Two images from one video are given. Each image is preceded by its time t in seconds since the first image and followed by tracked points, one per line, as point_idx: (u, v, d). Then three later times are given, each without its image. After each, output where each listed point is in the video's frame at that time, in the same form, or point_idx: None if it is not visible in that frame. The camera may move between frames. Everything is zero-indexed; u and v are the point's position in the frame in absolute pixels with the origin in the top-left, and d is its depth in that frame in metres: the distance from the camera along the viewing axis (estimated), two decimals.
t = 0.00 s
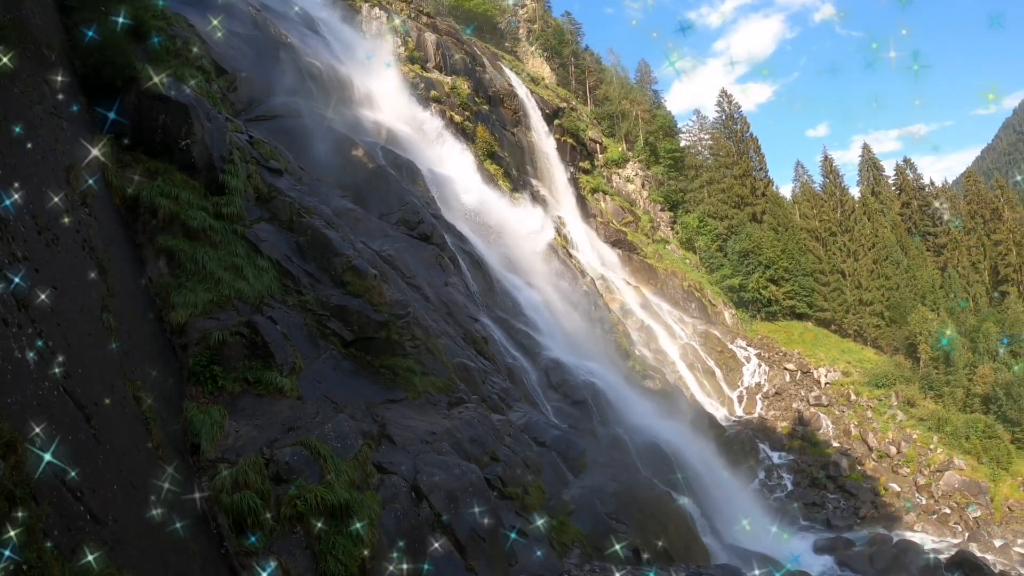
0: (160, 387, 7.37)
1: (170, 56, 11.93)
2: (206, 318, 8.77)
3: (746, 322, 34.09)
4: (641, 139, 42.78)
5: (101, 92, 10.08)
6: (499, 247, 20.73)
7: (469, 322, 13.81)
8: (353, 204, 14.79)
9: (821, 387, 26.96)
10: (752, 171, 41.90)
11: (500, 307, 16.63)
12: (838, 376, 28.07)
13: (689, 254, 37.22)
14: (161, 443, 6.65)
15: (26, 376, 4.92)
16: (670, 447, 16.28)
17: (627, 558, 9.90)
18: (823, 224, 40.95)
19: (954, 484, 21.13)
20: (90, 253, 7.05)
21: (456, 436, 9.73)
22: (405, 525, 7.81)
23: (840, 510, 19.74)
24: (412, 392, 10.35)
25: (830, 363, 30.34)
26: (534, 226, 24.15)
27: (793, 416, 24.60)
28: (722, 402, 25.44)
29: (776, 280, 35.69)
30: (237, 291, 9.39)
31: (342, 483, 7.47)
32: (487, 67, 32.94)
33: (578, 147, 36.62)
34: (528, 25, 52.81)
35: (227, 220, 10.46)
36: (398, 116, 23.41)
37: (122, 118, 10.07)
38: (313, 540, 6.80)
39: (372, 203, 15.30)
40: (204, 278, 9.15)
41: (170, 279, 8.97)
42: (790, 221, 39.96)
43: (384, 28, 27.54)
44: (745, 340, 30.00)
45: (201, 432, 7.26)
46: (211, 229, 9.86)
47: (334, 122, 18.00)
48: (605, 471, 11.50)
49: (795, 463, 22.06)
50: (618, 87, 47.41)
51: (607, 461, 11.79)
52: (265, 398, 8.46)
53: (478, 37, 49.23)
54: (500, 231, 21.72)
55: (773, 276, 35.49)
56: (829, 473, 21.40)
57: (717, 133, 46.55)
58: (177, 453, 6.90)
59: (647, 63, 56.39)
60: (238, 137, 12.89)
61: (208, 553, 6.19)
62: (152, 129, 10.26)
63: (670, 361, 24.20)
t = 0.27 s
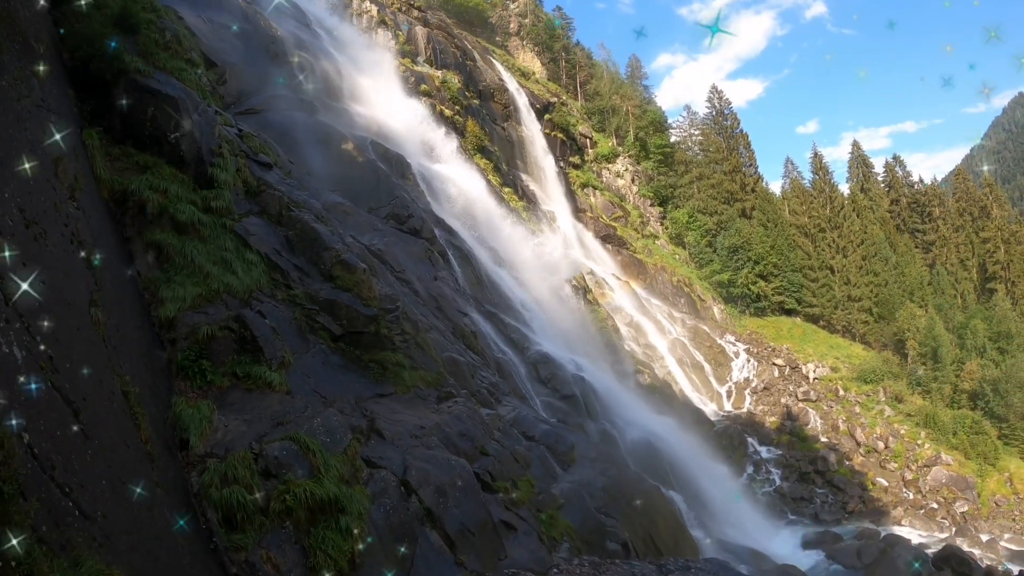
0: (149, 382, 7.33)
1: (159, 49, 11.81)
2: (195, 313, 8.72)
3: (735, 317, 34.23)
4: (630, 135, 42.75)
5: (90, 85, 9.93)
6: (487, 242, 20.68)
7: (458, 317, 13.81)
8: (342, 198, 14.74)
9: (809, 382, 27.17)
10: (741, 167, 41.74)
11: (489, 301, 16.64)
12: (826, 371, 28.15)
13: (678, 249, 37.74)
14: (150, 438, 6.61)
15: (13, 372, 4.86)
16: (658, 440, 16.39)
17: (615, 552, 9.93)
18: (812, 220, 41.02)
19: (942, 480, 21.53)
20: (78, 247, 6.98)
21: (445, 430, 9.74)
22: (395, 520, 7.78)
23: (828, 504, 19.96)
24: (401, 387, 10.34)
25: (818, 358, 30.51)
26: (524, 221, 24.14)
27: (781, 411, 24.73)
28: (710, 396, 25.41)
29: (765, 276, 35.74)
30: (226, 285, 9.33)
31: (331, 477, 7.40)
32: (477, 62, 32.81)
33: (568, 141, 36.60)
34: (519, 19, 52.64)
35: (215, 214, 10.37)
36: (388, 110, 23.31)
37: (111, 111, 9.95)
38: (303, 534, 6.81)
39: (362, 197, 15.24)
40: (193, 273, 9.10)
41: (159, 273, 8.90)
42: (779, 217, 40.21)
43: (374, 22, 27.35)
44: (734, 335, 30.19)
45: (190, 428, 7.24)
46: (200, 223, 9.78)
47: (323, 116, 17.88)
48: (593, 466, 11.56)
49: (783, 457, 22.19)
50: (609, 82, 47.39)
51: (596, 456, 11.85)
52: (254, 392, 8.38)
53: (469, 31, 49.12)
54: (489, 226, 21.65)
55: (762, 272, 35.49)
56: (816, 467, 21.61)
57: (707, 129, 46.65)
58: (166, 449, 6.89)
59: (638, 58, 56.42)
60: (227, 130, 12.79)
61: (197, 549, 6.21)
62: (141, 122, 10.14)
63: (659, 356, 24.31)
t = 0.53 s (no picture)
0: (137, 376, 7.27)
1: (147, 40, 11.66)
2: (183, 306, 8.67)
3: (724, 311, 34.36)
4: (620, 129, 42.72)
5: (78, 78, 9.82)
6: (477, 236, 20.68)
7: (447, 311, 13.80)
8: (331, 191, 14.67)
9: (797, 376, 27.38)
10: (730, 162, 41.93)
11: (478, 295, 16.67)
12: (814, 365, 28.21)
13: (667, 244, 37.83)
14: (138, 433, 6.56)
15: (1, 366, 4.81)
16: (646, 434, 16.51)
17: (604, 546, 9.94)
18: (801, 216, 41.27)
19: (930, 474, 21.68)
20: (65, 240, 6.90)
21: (434, 424, 9.73)
22: (384, 514, 7.76)
23: (815, 498, 20.18)
24: (390, 380, 10.34)
25: (806, 354, 30.62)
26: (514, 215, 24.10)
27: (770, 406, 24.85)
28: (698, 391, 25.52)
29: (753, 271, 36.20)
30: (214, 279, 9.27)
31: (320, 471, 7.42)
32: (467, 55, 32.66)
33: (557, 135, 36.56)
34: (509, 13, 52.42)
35: (204, 207, 10.30)
36: (378, 103, 23.24)
37: (98, 102, 9.82)
38: (291, 528, 6.78)
39: (351, 190, 15.18)
40: (181, 266, 9.03)
41: (146, 266, 8.82)
42: (768, 212, 40.57)
43: (364, 14, 27.13)
44: (722, 330, 30.37)
45: (178, 422, 7.21)
46: (188, 216, 9.71)
47: (312, 108, 17.78)
48: (582, 459, 11.62)
49: (771, 452, 22.29)
50: (600, 76, 47.34)
51: (584, 449, 11.92)
52: (242, 386, 8.37)
53: (459, 24, 48.91)
54: (479, 220, 21.65)
55: (750, 267, 35.94)
56: (804, 461, 21.82)
57: (697, 124, 46.75)
58: (154, 443, 6.83)
59: (628, 53, 56.43)
60: (216, 123, 12.67)
61: (185, 543, 6.16)
62: (128, 114, 10.02)
63: (647, 350, 24.44)
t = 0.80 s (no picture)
0: (124, 369, 7.21)
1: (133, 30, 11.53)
2: (170, 299, 8.61)
3: (712, 305, 34.53)
4: (610, 123, 42.75)
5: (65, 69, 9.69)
6: (467, 229, 20.67)
7: (435, 303, 13.79)
8: (319, 183, 14.62)
9: (784, 370, 27.60)
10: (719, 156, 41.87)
11: (467, 288, 16.69)
12: (802, 360, 28.54)
13: (656, 238, 38.10)
14: (126, 426, 6.51)
15: None
16: (634, 427, 16.62)
17: (592, 539, 9.87)
18: (790, 211, 41.46)
19: (916, 468, 22.02)
20: (52, 233, 6.82)
21: (422, 417, 9.71)
22: (372, 507, 7.74)
23: (802, 491, 20.43)
24: (378, 373, 10.32)
25: (793, 347, 30.87)
26: (503, 209, 24.08)
27: (757, 399, 25.19)
28: (687, 383, 25.70)
29: (742, 265, 36.32)
30: (201, 272, 9.21)
31: (308, 464, 7.40)
32: (457, 47, 32.50)
33: (547, 129, 36.51)
34: (499, 5, 52.22)
35: (191, 199, 10.22)
36: (367, 95, 23.13)
37: (85, 93, 9.70)
38: (280, 522, 6.78)
39: (339, 183, 15.10)
40: (168, 259, 8.97)
41: (133, 259, 8.73)
42: (757, 207, 40.48)
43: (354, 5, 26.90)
44: (710, 324, 30.53)
45: (165, 416, 7.17)
46: (175, 209, 9.64)
47: (301, 100, 17.68)
48: (570, 452, 11.67)
49: (758, 445, 22.54)
50: (590, 69, 47.27)
51: (572, 443, 11.97)
52: (230, 379, 8.34)
53: (449, 17, 48.72)
54: (468, 213, 21.63)
55: (738, 261, 36.01)
56: (790, 455, 22.03)
57: (687, 118, 46.83)
58: (142, 436, 6.79)
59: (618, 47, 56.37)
60: (204, 114, 12.55)
61: (174, 537, 6.14)
62: (116, 105, 9.90)
63: (636, 343, 24.62)
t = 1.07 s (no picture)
0: (111, 361, 7.13)
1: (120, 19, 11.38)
2: (157, 291, 8.54)
3: (700, 299, 34.67)
4: (600, 115, 41.96)
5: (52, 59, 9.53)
6: (455, 222, 20.62)
7: (424, 296, 13.77)
8: (307, 175, 14.57)
9: (772, 364, 27.80)
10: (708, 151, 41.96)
11: (455, 280, 16.68)
12: (789, 354, 28.56)
13: (644, 231, 37.97)
14: (113, 420, 6.44)
15: None
16: (622, 420, 16.69)
17: (580, 531, 9.98)
18: (778, 206, 41.64)
19: (903, 462, 22.26)
20: (38, 225, 6.73)
21: (410, 409, 9.70)
22: (359, 499, 7.74)
23: (790, 484, 20.63)
24: (366, 365, 10.31)
25: (780, 341, 31.09)
26: (493, 201, 24.03)
27: (745, 393, 25.29)
28: (675, 376, 25.99)
29: (730, 259, 36.70)
30: (189, 263, 9.15)
31: (296, 457, 7.39)
32: (447, 39, 32.30)
33: (536, 121, 36.43)
34: None
35: (178, 191, 10.13)
36: (355, 86, 22.96)
37: (73, 84, 9.56)
38: (268, 515, 6.77)
39: (328, 174, 15.03)
40: (156, 251, 8.89)
41: (121, 251, 8.64)
42: (745, 201, 40.91)
43: None
44: (699, 317, 30.67)
45: (153, 408, 7.10)
46: (163, 200, 9.57)
47: (289, 91, 17.54)
48: (558, 445, 11.73)
49: (745, 438, 22.76)
50: (580, 63, 47.19)
51: (560, 435, 12.03)
52: (218, 371, 8.28)
53: (439, 9, 48.43)
54: (457, 205, 21.56)
55: (727, 255, 36.44)
56: (778, 448, 22.22)
57: (677, 111, 46.87)
58: (129, 429, 6.72)
59: (608, 40, 56.24)
60: (191, 105, 12.42)
61: (162, 530, 6.10)
62: (103, 96, 9.77)
63: (623, 336, 24.84)
